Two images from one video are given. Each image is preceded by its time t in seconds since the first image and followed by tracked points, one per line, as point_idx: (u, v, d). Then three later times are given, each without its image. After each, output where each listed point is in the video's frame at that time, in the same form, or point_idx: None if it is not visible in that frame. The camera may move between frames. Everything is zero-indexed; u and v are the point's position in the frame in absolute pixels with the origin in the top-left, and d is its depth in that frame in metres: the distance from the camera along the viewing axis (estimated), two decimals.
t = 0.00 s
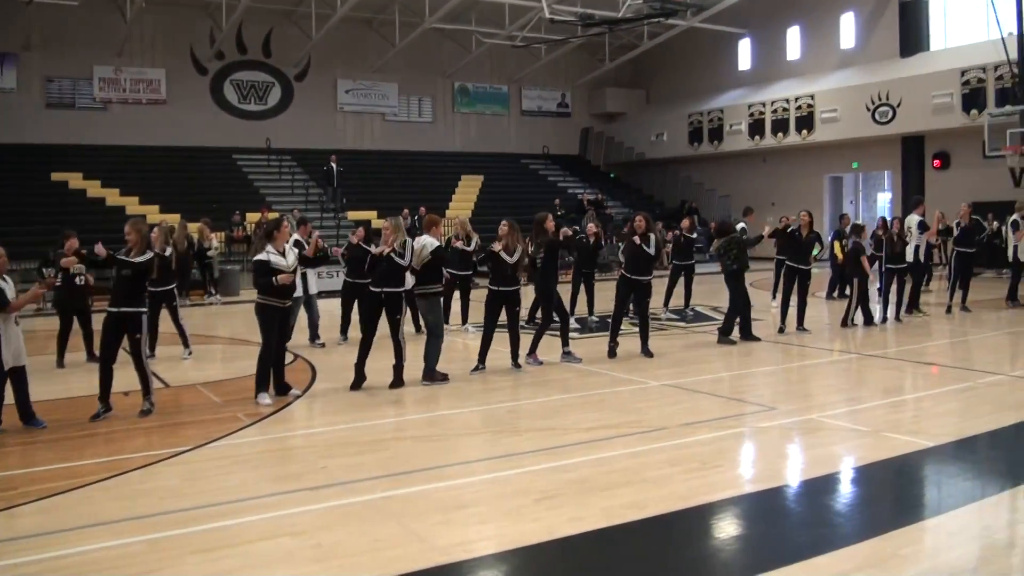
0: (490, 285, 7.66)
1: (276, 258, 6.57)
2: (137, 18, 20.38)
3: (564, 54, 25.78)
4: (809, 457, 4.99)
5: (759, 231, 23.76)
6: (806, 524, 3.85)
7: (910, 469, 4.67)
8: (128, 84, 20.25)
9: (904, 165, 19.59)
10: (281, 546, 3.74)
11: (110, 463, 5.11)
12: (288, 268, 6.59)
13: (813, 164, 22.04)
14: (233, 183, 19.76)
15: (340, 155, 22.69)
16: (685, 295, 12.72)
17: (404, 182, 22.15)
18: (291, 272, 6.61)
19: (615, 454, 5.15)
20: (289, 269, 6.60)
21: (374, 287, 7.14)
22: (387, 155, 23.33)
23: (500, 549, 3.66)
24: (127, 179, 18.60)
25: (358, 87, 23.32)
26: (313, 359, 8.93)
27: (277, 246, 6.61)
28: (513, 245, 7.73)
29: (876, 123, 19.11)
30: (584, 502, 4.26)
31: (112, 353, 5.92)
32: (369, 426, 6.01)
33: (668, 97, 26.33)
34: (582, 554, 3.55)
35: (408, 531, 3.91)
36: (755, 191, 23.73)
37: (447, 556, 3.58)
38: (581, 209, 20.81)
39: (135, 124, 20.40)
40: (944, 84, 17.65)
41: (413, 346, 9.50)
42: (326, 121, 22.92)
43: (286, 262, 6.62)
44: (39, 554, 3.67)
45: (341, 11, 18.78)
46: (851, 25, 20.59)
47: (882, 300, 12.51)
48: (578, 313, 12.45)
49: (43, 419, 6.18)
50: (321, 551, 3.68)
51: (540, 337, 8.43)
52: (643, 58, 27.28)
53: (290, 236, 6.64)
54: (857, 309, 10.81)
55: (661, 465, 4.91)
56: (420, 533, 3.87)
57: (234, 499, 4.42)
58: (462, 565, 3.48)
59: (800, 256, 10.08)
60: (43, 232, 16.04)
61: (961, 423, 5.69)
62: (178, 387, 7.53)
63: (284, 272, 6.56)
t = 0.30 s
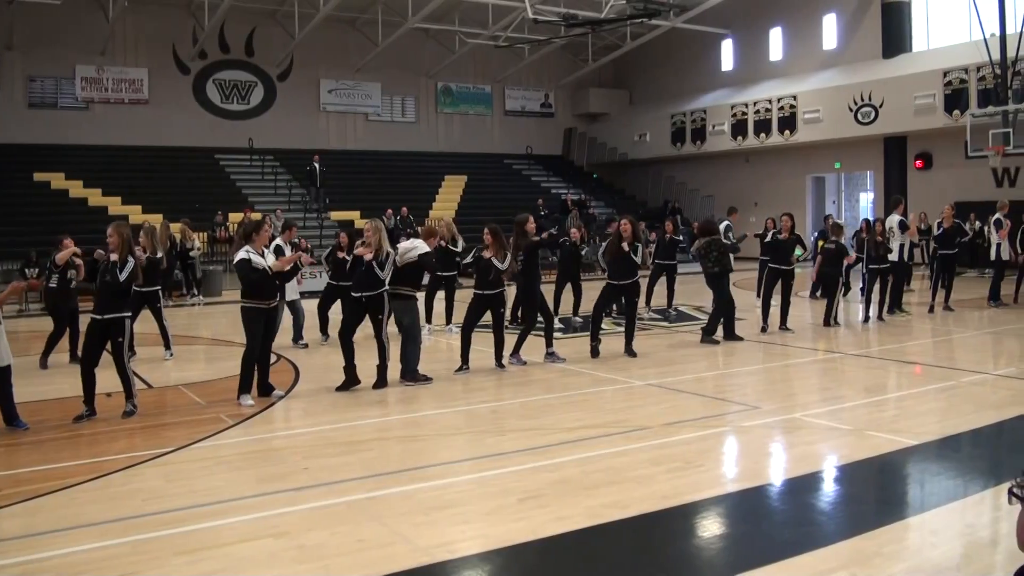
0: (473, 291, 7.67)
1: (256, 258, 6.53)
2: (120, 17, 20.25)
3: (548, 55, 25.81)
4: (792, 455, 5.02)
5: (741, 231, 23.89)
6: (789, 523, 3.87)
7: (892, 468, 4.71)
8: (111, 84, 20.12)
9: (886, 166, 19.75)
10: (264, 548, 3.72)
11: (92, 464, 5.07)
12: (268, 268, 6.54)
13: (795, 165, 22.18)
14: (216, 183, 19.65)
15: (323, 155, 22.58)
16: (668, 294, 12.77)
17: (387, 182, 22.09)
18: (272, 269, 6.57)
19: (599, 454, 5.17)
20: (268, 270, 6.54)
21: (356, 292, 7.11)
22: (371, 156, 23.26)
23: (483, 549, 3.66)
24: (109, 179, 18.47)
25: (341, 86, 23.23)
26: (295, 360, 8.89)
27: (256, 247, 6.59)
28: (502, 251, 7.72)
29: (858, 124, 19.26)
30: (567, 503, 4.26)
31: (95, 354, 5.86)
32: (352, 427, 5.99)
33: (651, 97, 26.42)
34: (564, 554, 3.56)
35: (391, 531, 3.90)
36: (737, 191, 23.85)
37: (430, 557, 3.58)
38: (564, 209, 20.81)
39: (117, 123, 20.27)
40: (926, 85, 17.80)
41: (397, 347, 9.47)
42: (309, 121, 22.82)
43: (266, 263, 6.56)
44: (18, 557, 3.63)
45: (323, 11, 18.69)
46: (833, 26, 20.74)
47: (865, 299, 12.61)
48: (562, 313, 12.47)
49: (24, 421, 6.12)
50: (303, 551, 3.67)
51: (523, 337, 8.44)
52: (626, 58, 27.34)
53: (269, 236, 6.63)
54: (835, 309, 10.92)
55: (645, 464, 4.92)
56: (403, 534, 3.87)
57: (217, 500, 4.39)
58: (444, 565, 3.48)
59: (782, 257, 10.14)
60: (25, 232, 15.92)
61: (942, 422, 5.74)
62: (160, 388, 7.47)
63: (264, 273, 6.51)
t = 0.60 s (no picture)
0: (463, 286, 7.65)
1: (245, 257, 6.49)
2: (108, 15, 20.14)
3: (535, 55, 25.82)
4: (780, 454, 5.05)
5: (728, 231, 23.99)
6: (777, 522, 3.89)
7: (880, 467, 4.74)
8: (98, 82, 20.00)
9: (873, 166, 19.87)
10: (251, 547, 3.71)
11: (78, 464, 5.04)
12: (256, 267, 6.48)
13: (782, 166, 22.30)
14: (203, 182, 19.54)
15: (310, 154, 22.50)
16: (656, 294, 12.79)
17: (376, 182, 22.04)
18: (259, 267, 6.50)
19: (587, 453, 5.18)
20: (257, 269, 6.49)
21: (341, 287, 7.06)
22: (359, 155, 23.21)
23: (471, 549, 3.66)
24: (96, 178, 18.37)
25: (329, 86, 23.15)
26: (282, 359, 8.86)
27: (245, 245, 6.57)
28: (490, 246, 7.72)
29: (845, 125, 19.37)
30: (555, 502, 4.27)
31: (83, 352, 5.83)
32: (339, 426, 5.97)
33: (639, 98, 26.48)
34: (553, 553, 3.57)
35: (378, 531, 3.89)
36: (724, 191, 23.95)
37: (418, 556, 3.57)
38: (552, 209, 20.81)
39: (104, 122, 20.16)
40: (913, 86, 17.92)
41: (384, 346, 9.45)
42: (296, 120, 22.73)
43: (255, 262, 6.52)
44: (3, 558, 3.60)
45: (311, 10, 18.62)
46: (821, 27, 20.85)
47: (851, 299, 12.68)
48: (549, 313, 12.48)
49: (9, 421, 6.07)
50: (290, 551, 3.66)
51: (511, 337, 8.43)
52: (614, 58, 27.39)
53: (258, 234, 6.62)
54: (820, 308, 10.99)
55: (632, 463, 4.94)
56: (391, 533, 3.86)
57: (204, 500, 4.37)
58: (433, 565, 3.48)
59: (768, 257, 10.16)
60: (12, 230, 15.81)
61: (928, 421, 5.79)
62: (147, 387, 7.44)
63: (252, 272, 6.46)
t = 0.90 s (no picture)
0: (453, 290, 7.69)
1: (235, 257, 6.51)
2: (96, 13, 20.06)
3: (525, 54, 25.85)
4: (769, 452, 5.09)
5: (717, 231, 24.09)
6: (766, 520, 3.93)
7: (868, 464, 4.78)
8: (86, 80, 19.92)
9: (861, 165, 19.99)
10: (240, 547, 3.72)
11: (66, 464, 5.02)
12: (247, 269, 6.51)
13: (771, 165, 22.40)
14: (191, 181, 19.47)
15: (299, 152, 22.45)
16: (645, 293, 12.83)
17: (366, 181, 22.02)
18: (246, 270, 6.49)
19: (576, 452, 5.21)
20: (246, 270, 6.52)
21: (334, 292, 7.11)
22: (348, 154, 23.17)
23: (460, 548, 3.67)
24: (84, 176, 18.29)
25: (318, 84, 23.10)
26: (271, 358, 8.85)
27: (235, 245, 6.56)
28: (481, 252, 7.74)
29: (834, 124, 19.48)
30: (544, 500, 4.30)
31: (74, 352, 5.82)
32: (328, 426, 5.98)
33: (628, 97, 26.54)
34: (542, 552, 3.59)
35: (367, 530, 3.90)
36: (713, 190, 24.06)
37: (407, 555, 3.59)
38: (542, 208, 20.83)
39: (93, 121, 20.10)
40: (902, 86, 18.04)
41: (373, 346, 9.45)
42: (285, 119, 22.67)
43: (245, 263, 6.55)
44: None
45: (299, 8, 18.58)
46: (809, 27, 20.96)
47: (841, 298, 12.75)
48: (539, 312, 12.50)
49: None
50: (279, 551, 3.67)
51: (500, 336, 8.45)
52: (603, 58, 27.44)
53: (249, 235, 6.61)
54: (809, 307, 11.05)
55: (620, 462, 4.97)
56: (380, 532, 3.88)
57: (193, 500, 4.37)
58: (422, 564, 3.49)
59: (758, 257, 10.19)
60: None
61: (915, 419, 5.84)
62: (135, 387, 7.42)
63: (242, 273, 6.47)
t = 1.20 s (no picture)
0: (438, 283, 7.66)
1: (225, 255, 6.51)
2: (83, 12, 19.95)
3: (512, 52, 25.84)
4: (758, 449, 5.12)
5: (705, 228, 24.17)
6: (755, 516, 3.96)
7: (856, 460, 4.81)
8: (73, 80, 19.82)
9: (848, 162, 20.09)
10: (229, 547, 3.71)
11: (54, 466, 5.00)
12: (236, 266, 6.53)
13: (759, 163, 22.48)
14: (179, 180, 19.40)
15: (286, 151, 22.38)
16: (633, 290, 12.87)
17: (355, 180, 21.97)
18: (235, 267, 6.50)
19: (566, 449, 5.22)
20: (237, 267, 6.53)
21: (321, 288, 7.08)
22: (336, 152, 23.11)
23: (450, 546, 3.68)
24: (71, 176, 18.21)
25: (305, 83, 23.01)
26: (260, 358, 8.84)
27: (226, 243, 6.56)
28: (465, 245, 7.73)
29: (821, 121, 19.57)
30: (533, 498, 4.31)
31: (60, 352, 5.78)
32: (318, 425, 5.97)
33: (616, 95, 26.58)
34: (531, 549, 3.60)
35: (357, 529, 3.91)
36: (701, 187, 24.13)
37: (397, 553, 3.60)
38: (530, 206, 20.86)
39: (80, 121, 20.00)
40: (889, 83, 18.15)
41: (362, 344, 9.44)
42: (272, 118, 22.58)
43: (235, 259, 6.56)
44: None
45: (286, 7, 18.51)
46: (796, 24, 21.04)
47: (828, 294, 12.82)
48: (528, 310, 12.52)
49: None
50: (268, 551, 3.67)
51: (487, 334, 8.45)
52: (591, 56, 27.46)
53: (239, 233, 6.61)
54: (797, 303, 11.10)
55: (609, 459, 4.98)
56: (369, 531, 3.88)
57: (182, 500, 4.36)
58: (411, 562, 3.50)
59: (745, 253, 10.20)
60: None
61: (903, 414, 5.89)
62: (123, 387, 7.39)
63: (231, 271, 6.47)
